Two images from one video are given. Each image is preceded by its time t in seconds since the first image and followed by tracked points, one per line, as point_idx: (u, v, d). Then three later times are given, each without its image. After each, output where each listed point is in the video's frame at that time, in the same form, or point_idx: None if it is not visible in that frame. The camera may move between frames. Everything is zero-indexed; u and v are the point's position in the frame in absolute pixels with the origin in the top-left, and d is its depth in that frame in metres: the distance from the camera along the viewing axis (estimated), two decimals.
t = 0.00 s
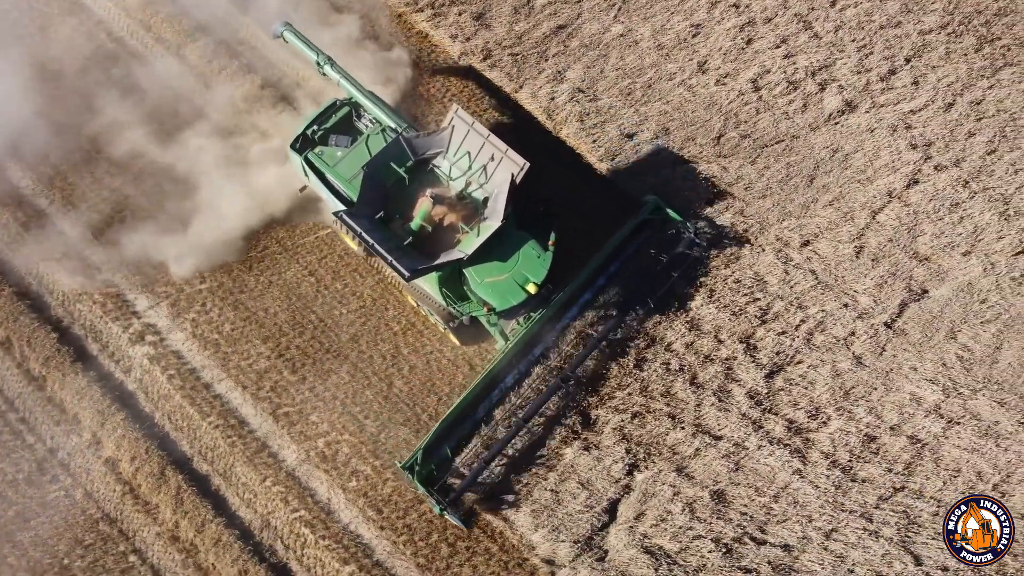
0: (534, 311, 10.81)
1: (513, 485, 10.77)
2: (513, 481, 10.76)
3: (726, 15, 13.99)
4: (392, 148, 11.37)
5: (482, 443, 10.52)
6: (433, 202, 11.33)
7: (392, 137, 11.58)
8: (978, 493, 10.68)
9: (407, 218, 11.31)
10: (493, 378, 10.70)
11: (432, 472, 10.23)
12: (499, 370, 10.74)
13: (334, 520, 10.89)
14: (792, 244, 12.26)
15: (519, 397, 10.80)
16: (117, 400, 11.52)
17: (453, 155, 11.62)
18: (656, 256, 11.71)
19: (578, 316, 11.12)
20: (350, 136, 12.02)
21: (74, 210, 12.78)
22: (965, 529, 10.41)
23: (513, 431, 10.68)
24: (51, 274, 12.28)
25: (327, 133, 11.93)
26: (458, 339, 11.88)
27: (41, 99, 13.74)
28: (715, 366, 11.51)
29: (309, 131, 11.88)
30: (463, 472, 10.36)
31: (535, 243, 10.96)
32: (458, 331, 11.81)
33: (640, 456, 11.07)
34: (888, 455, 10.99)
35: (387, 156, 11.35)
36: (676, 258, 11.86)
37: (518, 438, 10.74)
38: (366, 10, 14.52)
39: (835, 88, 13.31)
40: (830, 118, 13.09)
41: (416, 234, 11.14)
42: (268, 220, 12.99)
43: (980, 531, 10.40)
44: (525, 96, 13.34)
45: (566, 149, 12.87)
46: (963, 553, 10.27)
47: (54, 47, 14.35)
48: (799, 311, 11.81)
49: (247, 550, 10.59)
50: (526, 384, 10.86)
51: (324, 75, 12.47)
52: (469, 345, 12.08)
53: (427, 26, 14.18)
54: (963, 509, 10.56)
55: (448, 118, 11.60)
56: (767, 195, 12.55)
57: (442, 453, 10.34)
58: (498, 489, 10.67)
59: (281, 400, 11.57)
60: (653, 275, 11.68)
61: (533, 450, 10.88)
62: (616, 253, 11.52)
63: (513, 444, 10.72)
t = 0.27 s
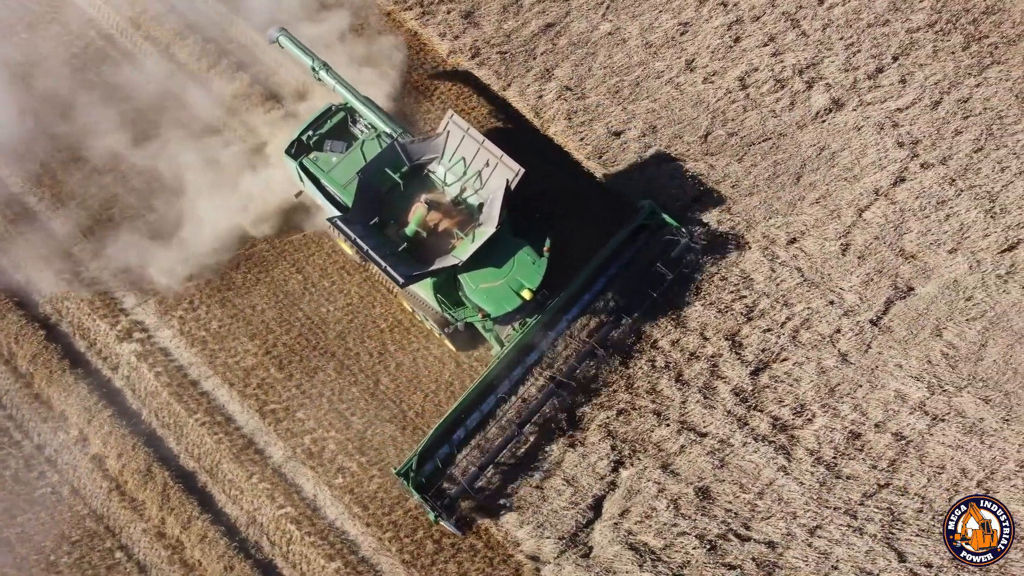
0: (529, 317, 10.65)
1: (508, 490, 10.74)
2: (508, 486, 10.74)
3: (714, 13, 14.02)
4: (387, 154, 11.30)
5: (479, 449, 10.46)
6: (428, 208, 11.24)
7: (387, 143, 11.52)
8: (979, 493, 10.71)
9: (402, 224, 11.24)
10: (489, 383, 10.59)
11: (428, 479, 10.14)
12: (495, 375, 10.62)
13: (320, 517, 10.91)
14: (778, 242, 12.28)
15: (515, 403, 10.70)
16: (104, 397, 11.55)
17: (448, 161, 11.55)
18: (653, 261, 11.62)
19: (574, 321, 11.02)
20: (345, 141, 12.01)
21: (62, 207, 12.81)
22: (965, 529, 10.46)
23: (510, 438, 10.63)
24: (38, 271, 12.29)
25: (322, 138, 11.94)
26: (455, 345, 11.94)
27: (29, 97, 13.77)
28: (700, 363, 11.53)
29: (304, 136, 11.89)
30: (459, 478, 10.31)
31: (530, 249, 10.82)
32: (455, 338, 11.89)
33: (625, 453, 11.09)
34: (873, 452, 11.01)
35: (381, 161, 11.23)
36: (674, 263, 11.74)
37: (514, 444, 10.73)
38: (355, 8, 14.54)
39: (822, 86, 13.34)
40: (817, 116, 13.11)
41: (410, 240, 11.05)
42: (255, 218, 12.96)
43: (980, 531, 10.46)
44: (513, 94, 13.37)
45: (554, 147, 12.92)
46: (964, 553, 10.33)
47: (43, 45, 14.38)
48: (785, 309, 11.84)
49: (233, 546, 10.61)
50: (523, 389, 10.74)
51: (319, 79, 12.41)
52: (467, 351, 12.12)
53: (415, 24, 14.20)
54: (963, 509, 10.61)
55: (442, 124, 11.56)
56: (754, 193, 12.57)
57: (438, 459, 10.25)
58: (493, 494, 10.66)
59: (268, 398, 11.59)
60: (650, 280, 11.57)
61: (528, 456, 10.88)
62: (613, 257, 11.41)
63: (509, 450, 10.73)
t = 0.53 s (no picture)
0: (524, 322, 10.66)
1: (502, 494, 10.81)
2: (502, 490, 10.82)
3: (704, 12, 14.05)
4: (383, 159, 11.32)
5: (474, 455, 10.55)
6: (423, 213, 11.20)
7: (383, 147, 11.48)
8: (979, 494, 10.70)
9: (397, 229, 11.26)
10: (485, 388, 10.63)
11: (423, 483, 10.17)
12: (491, 380, 10.66)
13: (308, 514, 10.93)
14: (766, 240, 12.30)
15: (511, 409, 10.80)
16: (92, 394, 11.58)
17: (444, 166, 11.57)
18: (647, 265, 11.72)
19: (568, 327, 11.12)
20: (341, 146, 11.98)
21: (52, 205, 12.83)
22: (967, 530, 10.44)
23: (504, 443, 10.75)
24: (28, 269, 12.30)
25: (317, 143, 11.89)
26: (452, 351, 11.86)
27: (18, 96, 13.77)
28: (688, 361, 11.56)
29: (300, 141, 11.83)
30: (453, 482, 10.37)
31: (525, 254, 10.79)
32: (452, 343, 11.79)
33: (612, 450, 11.11)
34: (860, 450, 11.04)
35: (377, 166, 11.26)
36: (668, 267, 11.85)
37: (508, 449, 10.84)
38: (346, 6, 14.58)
39: (811, 84, 13.36)
40: (806, 114, 13.13)
41: (405, 245, 11.09)
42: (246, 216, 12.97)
43: (981, 532, 10.45)
44: (502, 93, 13.41)
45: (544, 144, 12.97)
46: (966, 554, 10.30)
47: (33, 45, 14.41)
48: (772, 307, 11.86)
49: (221, 543, 10.64)
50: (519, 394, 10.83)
51: (315, 84, 12.35)
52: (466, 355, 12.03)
53: (405, 22, 14.22)
54: (964, 510, 10.58)
55: (438, 128, 11.55)
56: (742, 191, 12.60)
57: (434, 464, 10.28)
58: (488, 498, 10.75)
59: (256, 395, 11.62)
60: (644, 284, 11.68)
61: (522, 461, 10.96)
62: (608, 262, 11.50)
63: (504, 455, 10.83)
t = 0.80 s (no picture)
0: (519, 328, 10.68)
1: (498, 500, 10.70)
2: (499, 496, 10.72)
3: (692, 10, 14.09)
4: (378, 164, 11.17)
5: (468, 460, 10.54)
6: (417, 218, 11.20)
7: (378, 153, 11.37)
8: (980, 494, 10.68)
9: (392, 235, 11.23)
10: (479, 395, 10.71)
11: (418, 489, 10.25)
12: (485, 386, 10.71)
13: (294, 510, 10.96)
14: (752, 237, 12.34)
15: (505, 414, 10.78)
16: (80, 390, 11.62)
17: (438, 172, 11.55)
18: (641, 269, 11.76)
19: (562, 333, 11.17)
20: (335, 151, 11.91)
21: (41, 203, 12.86)
22: (967, 530, 10.42)
23: (499, 449, 10.69)
24: (16, 266, 12.34)
25: (312, 148, 11.85)
26: (446, 356, 11.96)
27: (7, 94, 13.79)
28: (673, 357, 11.59)
29: (295, 146, 11.79)
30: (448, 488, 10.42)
31: (520, 259, 10.80)
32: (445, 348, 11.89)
33: (597, 447, 11.13)
34: (844, 446, 11.06)
35: (372, 171, 11.13)
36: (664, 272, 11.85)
37: (504, 455, 10.79)
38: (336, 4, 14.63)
39: (798, 82, 13.40)
40: (793, 112, 13.17)
41: (399, 251, 11.06)
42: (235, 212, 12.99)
43: (981, 532, 10.42)
44: (490, 91, 13.47)
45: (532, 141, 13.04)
46: (966, 554, 10.30)
47: (23, 42, 14.44)
48: (758, 303, 11.90)
49: (206, 538, 10.67)
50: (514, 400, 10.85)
51: (310, 88, 12.25)
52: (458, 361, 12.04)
53: (394, 20, 14.27)
54: (964, 510, 10.56)
55: (433, 134, 11.48)
56: (728, 188, 12.63)
57: (428, 470, 10.38)
58: (484, 505, 10.65)
59: (242, 391, 11.65)
60: (639, 289, 11.70)
61: (519, 466, 10.87)
62: (603, 267, 11.58)
63: (499, 460, 10.77)
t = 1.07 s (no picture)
0: (514, 332, 10.58)
1: (493, 504, 10.72)
2: (493, 500, 10.73)
3: (680, 7, 14.14)
4: (372, 168, 11.15)
5: (464, 465, 10.45)
6: (412, 223, 11.11)
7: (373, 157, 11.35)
8: (978, 493, 10.68)
9: (387, 238, 11.11)
10: (475, 398, 10.60)
11: (413, 493, 10.14)
12: (481, 389, 10.61)
13: (280, 504, 11.00)
14: (738, 234, 12.38)
15: (500, 417, 10.71)
16: (67, 386, 11.66)
17: (434, 176, 11.44)
18: (638, 274, 11.68)
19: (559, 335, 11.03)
20: (330, 155, 11.86)
21: (29, 199, 12.88)
22: (965, 529, 10.41)
23: (494, 452, 10.63)
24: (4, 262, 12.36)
25: (307, 152, 11.82)
26: (442, 360, 11.93)
27: None
28: (658, 353, 11.64)
29: (290, 150, 11.75)
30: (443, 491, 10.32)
31: (515, 264, 10.72)
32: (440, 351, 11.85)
33: (583, 442, 11.18)
34: (829, 441, 11.10)
35: (367, 175, 11.09)
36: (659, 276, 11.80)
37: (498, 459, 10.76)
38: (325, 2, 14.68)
39: (786, 79, 13.44)
40: (780, 108, 13.21)
41: (395, 255, 10.93)
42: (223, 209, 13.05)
43: (979, 531, 10.40)
44: (479, 88, 13.52)
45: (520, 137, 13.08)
46: (964, 554, 10.28)
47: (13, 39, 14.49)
48: (744, 299, 11.94)
49: (193, 533, 10.71)
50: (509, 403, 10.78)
51: (305, 92, 12.20)
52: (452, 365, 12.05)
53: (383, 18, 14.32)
54: (962, 510, 10.56)
55: (428, 138, 11.46)
56: (715, 185, 12.67)
57: (424, 474, 10.26)
58: (478, 508, 10.68)
59: (230, 386, 11.70)
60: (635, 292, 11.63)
61: (512, 470, 10.88)
62: (599, 270, 11.47)
63: (494, 464, 10.75)
